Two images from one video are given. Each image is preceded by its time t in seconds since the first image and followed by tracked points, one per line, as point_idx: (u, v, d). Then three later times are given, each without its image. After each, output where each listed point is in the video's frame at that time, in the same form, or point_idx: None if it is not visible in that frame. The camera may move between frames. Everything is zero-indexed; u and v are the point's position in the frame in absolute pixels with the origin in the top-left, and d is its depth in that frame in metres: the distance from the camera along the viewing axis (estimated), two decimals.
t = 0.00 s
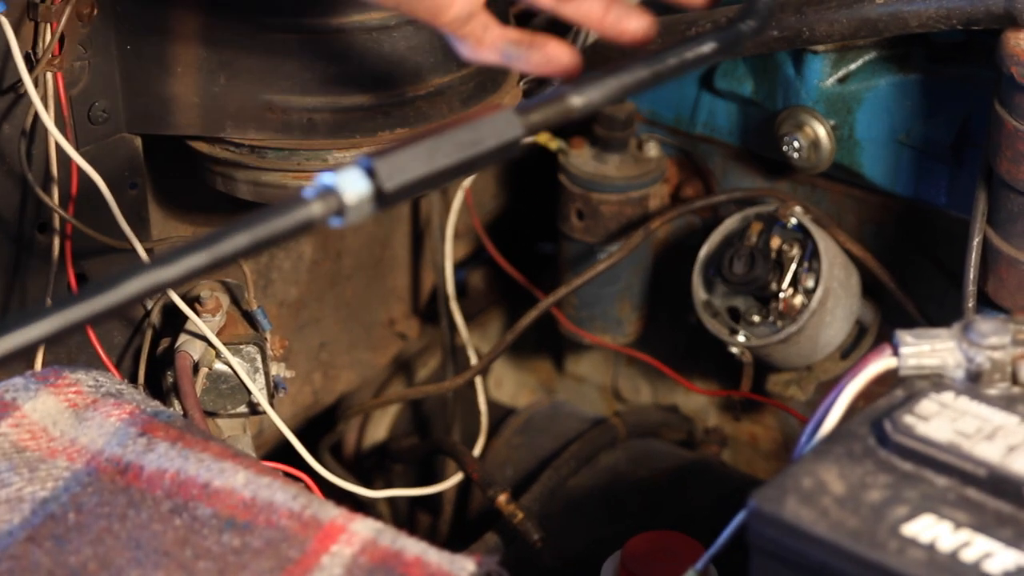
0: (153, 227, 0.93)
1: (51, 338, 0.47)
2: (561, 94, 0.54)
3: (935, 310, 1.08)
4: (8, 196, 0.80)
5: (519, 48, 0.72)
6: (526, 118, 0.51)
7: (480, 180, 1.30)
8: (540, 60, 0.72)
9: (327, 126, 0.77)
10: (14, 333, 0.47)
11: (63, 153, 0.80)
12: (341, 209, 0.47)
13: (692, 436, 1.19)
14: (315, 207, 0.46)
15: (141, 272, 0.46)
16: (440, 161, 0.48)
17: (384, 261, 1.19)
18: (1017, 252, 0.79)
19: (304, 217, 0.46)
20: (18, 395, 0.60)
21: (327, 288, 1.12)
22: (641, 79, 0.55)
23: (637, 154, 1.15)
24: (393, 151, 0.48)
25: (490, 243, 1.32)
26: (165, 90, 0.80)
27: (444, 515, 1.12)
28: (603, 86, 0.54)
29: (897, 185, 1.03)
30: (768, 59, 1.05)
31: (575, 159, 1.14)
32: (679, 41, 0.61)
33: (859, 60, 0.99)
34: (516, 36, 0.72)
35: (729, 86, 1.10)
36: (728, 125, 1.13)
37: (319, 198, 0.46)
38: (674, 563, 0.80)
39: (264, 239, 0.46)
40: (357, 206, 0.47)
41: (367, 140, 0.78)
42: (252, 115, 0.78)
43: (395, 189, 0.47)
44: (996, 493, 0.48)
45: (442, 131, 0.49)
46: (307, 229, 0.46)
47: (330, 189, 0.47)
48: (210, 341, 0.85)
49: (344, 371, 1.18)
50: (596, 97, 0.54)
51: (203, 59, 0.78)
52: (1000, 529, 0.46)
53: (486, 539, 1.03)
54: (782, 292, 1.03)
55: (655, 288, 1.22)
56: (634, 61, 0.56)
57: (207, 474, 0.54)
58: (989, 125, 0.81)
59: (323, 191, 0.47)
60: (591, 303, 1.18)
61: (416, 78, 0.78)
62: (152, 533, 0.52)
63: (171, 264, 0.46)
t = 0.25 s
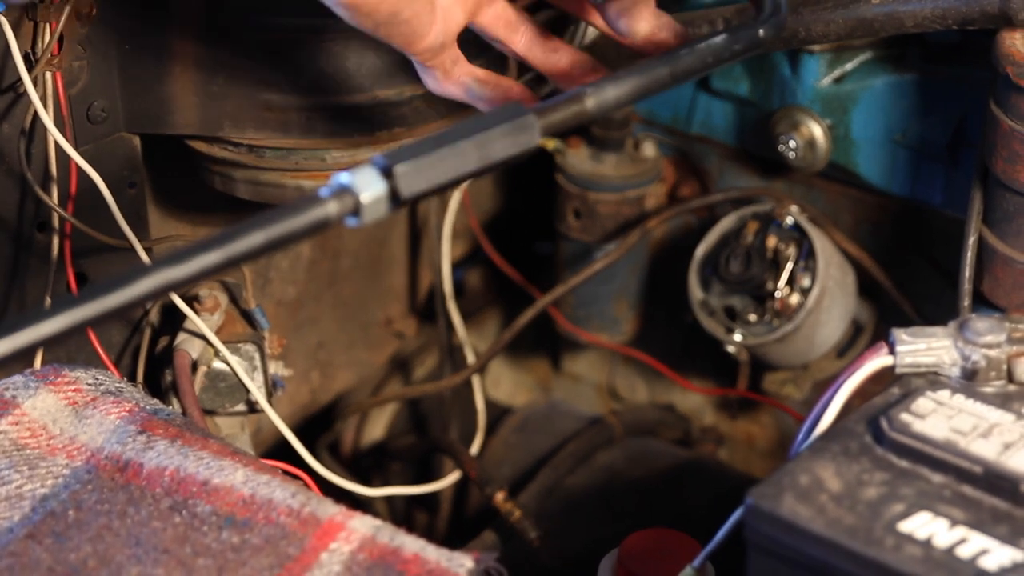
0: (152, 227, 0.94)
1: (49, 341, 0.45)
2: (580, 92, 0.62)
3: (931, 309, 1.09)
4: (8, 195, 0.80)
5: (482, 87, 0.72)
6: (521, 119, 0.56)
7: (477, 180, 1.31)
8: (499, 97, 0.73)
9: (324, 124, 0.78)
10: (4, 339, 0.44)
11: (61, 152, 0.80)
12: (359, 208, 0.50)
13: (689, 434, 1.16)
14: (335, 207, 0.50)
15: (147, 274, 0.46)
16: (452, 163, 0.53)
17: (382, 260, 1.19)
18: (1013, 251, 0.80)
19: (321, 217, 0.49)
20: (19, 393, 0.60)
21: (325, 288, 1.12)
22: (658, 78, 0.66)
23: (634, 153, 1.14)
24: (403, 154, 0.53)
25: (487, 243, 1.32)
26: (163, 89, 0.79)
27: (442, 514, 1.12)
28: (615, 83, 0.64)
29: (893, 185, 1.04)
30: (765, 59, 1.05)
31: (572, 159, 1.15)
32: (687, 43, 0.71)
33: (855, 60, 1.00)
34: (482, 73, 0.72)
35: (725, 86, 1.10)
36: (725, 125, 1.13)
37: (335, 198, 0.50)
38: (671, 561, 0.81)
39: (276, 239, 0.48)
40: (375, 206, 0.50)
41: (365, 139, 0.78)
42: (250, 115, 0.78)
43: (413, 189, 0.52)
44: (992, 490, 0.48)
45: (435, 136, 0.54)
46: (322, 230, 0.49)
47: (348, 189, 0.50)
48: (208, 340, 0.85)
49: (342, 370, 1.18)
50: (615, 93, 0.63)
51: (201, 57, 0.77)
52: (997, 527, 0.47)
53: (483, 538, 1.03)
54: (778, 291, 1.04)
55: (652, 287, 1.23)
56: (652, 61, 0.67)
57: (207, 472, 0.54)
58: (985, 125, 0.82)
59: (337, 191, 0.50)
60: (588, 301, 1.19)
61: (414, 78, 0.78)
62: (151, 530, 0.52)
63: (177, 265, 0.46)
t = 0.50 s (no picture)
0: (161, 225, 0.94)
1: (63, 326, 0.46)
2: (581, 81, 0.63)
3: (934, 310, 1.10)
4: (20, 194, 0.81)
5: (487, 62, 0.73)
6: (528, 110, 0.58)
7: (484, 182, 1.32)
8: (504, 76, 0.74)
9: (333, 125, 0.79)
10: (19, 324, 0.45)
11: (73, 151, 0.81)
12: (365, 194, 0.51)
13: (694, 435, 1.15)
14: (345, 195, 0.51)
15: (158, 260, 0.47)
16: (458, 152, 0.54)
17: (387, 261, 1.19)
18: (1016, 253, 0.81)
19: (328, 201, 0.51)
20: (31, 389, 0.61)
21: (332, 287, 1.13)
22: (659, 65, 0.67)
23: (640, 155, 1.15)
24: (408, 141, 0.54)
25: (493, 245, 1.33)
26: (174, 88, 0.80)
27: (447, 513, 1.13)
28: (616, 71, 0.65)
29: (897, 187, 1.04)
30: (770, 61, 1.06)
31: (578, 159, 1.15)
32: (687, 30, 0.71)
33: (859, 63, 1.01)
34: (485, 48, 0.73)
35: (730, 88, 1.10)
36: (729, 128, 1.13)
37: (342, 185, 0.51)
38: (677, 560, 0.81)
39: (284, 224, 0.50)
40: (380, 193, 0.52)
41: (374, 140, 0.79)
42: (260, 114, 0.78)
43: (418, 178, 0.53)
44: (997, 489, 0.49)
45: (442, 122, 0.55)
46: (329, 215, 0.51)
47: (355, 175, 0.52)
48: (218, 339, 0.86)
49: (348, 370, 1.19)
50: (616, 80, 0.65)
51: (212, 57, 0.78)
52: (1002, 525, 0.47)
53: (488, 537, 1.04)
54: (782, 292, 1.04)
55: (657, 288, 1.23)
56: (653, 48, 0.67)
57: (218, 469, 0.55)
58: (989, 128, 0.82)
59: (343, 178, 0.52)
60: (594, 302, 1.20)
61: (423, 79, 0.79)
62: (163, 526, 0.52)
63: (187, 251, 0.48)
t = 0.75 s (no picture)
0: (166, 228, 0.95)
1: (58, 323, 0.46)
2: (573, 81, 0.63)
3: (937, 313, 1.10)
4: (26, 196, 0.81)
5: (497, 62, 0.74)
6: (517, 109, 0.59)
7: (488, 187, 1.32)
8: (511, 74, 0.75)
9: (339, 130, 0.79)
10: (13, 323, 0.44)
11: (80, 153, 0.81)
12: (357, 194, 0.53)
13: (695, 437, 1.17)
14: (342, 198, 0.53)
15: (153, 259, 0.47)
16: (450, 153, 0.55)
17: (391, 265, 1.20)
18: (1018, 257, 0.81)
19: (321, 200, 0.51)
20: (37, 392, 0.61)
21: (336, 291, 1.13)
22: (650, 65, 0.67)
23: (644, 159, 1.15)
24: (401, 141, 0.55)
25: (497, 249, 1.34)
26: (180, 92, 0.80)
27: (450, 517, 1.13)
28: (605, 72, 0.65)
29: (899, 191, 1.04)
30: (773, 66, 1.06)
31: (582, 163, 1.15)
32: (677, 31, 0.72)
33: (863, 67, 1.01)
34: (495, 49, 0.74)
35: (733, 93, 1.10)
36: (732, 132, 1.13)
37: (335, 185, 0.52)
38: (680, 562, 0.81)
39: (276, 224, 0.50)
40: (372, 192, 0.53)
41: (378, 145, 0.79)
42: (266, 119, 0.78)
43: (409, 177, 0.54)
44: (1000, 491, 0.49)
45: (434, 122, 0.56)
46: (321, 214, 0.51)
47: (347, 175, 0.53)
48: (222, 342, 0.87)
49: (352, 374, 1.19)
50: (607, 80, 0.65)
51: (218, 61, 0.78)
52: (1004, 527, 0.47)
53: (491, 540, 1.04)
54: (785, 296, 1.04)
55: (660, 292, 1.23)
56: (644, 48, 0.68)
57: (224, 471, 0.55)
58: (992, 132, 0.82)
59: (335, 178, 0.53)
60: (597, 305, 1.21)
61: (427, 83, 0.79)
62: (169, 528, 0.52)
63: (182, 250, 0.48)
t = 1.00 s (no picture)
0: (162, 234, 0.95)
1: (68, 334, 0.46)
2: (586, 91, 0.64)
3: (933, 317, 1.10)
4: (22, 202, 0.81)
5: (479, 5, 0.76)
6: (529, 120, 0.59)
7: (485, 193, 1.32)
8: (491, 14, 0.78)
9: (336, 136, 0.79)
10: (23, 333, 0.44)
11: (75, 159, 0.81)
12: (370, 203, 0.53)
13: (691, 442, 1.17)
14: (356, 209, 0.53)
15: (163, 269, 0.47)
16: (462, 161, 0.56)
17: (387, 270, 1.20)
18: (1013, 262, 0.81)
19: (331, 211, 0.52)
20: (33, 398, 0.61)
21: (332, 296, 1.13)
22: (664, 76, 0.66)
23: (640, 164, 1.15)
24: (414, 150, 0.55)
25: (493, 256, 1.35)
26: (176, 99, 0.80)
27: (446, 522, 1.13)
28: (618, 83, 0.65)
29: (894, 195, 1.05)
30: (768, 72, 1.07)
31: (577, 169, 1.16)
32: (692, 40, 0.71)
33: (857, 73, 1.02)
34: None
35: (728, 98, 1.11)
36: (727, 137, 1.13)
37: (346, 194, 0.53)
38: (675, 567, 0.81)
39: (286, 235, 0.50)
40: (385, 201, 0.54)
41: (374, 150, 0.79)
42: (261, 124, 0.79)
43: (422, 187, 0.55)
44: (995, 496, 0.49)
45: (446, 131, 0.57)
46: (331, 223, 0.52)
47: (360, 184, 0.53)
48: (218, 348, 0.87)
49: (348, 379, 1.19)
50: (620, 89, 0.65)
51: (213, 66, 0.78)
52: (999, 531, 0.47)
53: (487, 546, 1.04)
54: (780, 301, 1.04)
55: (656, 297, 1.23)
56: (658, 58, 0.67)
57: (219, 477, 0.55)
58: (987, 137, 0.83)
59: (348, 187, 0.53)
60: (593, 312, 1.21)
61: (423, 89, 0.79)
62: (165, 534, 0.52)
63: (192, 260, 0.48)
